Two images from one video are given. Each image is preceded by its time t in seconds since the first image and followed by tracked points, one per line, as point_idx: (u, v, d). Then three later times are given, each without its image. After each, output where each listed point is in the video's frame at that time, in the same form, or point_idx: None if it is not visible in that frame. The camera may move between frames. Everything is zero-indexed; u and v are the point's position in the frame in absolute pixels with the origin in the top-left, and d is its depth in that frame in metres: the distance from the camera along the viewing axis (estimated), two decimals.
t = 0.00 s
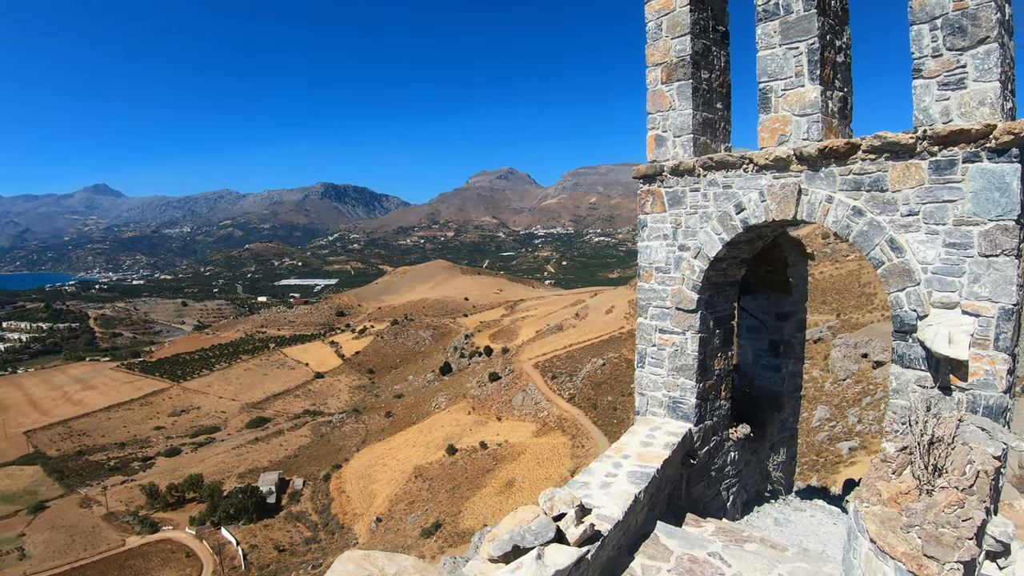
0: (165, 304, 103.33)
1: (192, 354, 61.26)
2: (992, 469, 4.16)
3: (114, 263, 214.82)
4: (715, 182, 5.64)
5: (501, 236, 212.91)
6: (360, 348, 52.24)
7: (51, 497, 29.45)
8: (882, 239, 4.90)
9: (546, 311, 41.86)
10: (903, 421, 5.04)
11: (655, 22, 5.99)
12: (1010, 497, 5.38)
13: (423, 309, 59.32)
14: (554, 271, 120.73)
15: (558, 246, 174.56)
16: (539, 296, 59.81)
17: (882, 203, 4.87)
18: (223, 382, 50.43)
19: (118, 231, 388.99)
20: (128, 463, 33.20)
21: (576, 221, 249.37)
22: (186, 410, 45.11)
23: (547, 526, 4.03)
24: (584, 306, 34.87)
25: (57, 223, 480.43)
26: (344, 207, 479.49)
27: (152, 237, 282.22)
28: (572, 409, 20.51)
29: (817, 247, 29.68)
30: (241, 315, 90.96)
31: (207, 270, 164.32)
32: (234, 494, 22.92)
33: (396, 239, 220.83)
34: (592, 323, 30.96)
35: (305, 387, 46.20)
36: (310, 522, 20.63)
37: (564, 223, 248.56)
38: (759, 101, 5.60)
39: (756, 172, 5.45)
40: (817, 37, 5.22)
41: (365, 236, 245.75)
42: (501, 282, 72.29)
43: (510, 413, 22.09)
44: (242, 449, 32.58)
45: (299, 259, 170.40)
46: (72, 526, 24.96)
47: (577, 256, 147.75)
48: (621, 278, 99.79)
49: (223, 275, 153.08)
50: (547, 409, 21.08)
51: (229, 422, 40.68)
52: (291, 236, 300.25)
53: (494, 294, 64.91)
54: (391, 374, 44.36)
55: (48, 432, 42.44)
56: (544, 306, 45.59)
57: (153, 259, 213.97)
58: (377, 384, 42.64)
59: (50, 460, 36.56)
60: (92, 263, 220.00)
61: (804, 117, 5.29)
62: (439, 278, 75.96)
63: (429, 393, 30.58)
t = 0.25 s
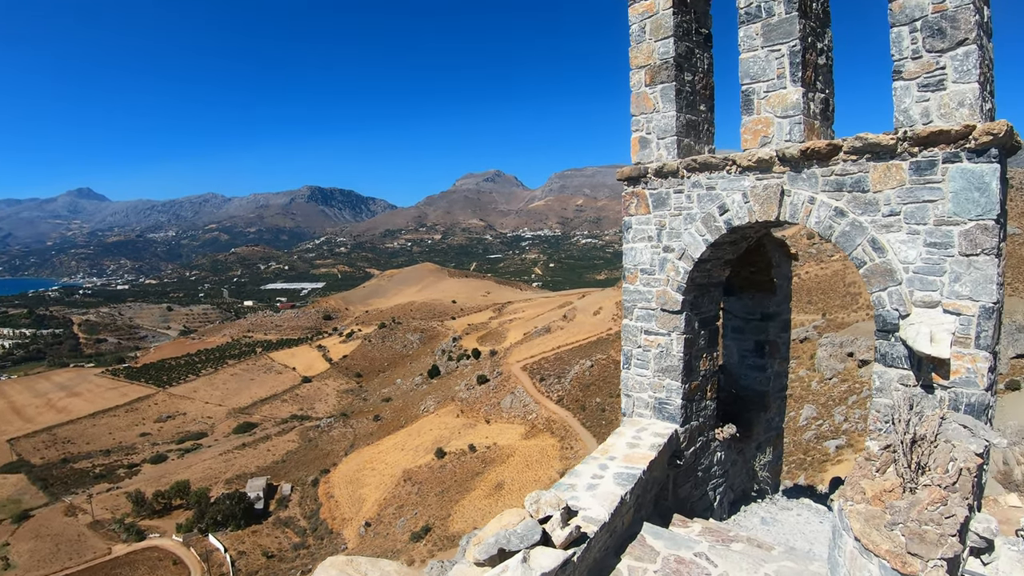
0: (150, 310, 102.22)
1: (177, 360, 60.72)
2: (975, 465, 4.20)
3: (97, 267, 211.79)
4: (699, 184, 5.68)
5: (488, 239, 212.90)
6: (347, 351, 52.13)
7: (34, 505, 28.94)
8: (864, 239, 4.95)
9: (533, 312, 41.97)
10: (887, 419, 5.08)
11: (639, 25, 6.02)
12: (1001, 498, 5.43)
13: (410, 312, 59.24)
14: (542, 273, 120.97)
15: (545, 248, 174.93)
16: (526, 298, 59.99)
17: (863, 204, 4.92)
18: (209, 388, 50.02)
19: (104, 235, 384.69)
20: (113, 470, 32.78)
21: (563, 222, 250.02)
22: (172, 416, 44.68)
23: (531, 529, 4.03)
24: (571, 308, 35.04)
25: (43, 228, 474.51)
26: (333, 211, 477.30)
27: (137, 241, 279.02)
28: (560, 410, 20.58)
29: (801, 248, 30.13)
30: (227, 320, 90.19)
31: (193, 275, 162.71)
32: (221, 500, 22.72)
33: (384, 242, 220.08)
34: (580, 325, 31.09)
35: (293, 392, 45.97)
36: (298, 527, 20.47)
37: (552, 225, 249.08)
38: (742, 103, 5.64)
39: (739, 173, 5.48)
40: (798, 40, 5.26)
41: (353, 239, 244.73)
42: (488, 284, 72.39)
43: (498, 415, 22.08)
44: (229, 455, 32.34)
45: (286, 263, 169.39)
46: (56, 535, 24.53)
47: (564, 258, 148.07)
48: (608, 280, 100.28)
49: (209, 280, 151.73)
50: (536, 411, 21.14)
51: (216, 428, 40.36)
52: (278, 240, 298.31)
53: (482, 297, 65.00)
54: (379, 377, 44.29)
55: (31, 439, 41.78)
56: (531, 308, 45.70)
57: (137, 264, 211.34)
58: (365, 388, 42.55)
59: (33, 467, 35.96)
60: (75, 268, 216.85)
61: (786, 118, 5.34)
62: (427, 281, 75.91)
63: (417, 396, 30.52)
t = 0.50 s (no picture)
0: (137, 315, 101.31)
1: (164, 365, 60.19)
2: (960, 464, 4.24)
3: (83, 272, 209.14)
4: (685, 187, 5.71)
5: (478, 241, 212.95)
6: (337, 355, 51.98)
7: (19, 514, 28.51)
8: (849, 241, 4.99)
9: (523, 315, 42.09)
10: (873, 419, 5.12)
11: (625, 29, 6.05)
12: (988, 497, 5.48)
13: (400, 315, 59.21)
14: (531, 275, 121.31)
15: (533, 251, 175.28)
16: (515, 301, 60.18)
17: (847, 206, 4.97)
18: (197, 393, 49.63)
19: (91, 239, 380.70)
20: (100, 477, 32.40)
21: (553, 225, 250.73)
22: (160, 421, 44.26)
23: (520, 532, 4.02)
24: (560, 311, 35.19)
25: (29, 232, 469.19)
26: (322, 214, 474.60)
27: (125, 245, 276.06)
28: (550, 413, 20.63)
29: (788, 249, 30.49)
30: (215, 324, 89.53)
31: (180, 279, 161.48)
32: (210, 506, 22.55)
33: (373, 245, 219.42)
34: (569, 327, 31.22)
35: (282, 396, 45.73)
36: (289, 533, 20.33)
37: (541, 227, 249.88)
38: (727, 106, 5.68)
39: (725, 176, 5.52)
40: (782, 43, 5.32)
41: (343, 242, 243.84)
42: (478, 286, 72.52)
43: (489, 418, 22.08)
44: (218, 460, 32.10)
45: (275, 267, 168.42)
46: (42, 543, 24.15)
47: (554, 260, 148.58)
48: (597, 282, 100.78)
49: (196, 284, 150.45)
50: (526, 413, 21.17)
51: (205, 434, 40.03)
52: (268, 244, 296.54)
53: (472, 299, 65.08)
54: (369, 381, 44.18)
55: (16, 447, 41.15)
56: (520, 311, 45.84)
57: (124, 268, 208.96)
58: (356, 392, 42.42)
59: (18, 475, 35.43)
60: (60, 272, 214.10)
61: (771, 121, 5.39)
62: (416, 284, 75.87)
63: (407, 399, 30.46)
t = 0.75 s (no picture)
0: (126, 319, 100.60)
1: (153, 369, 59.79)
2: (949, 462, 4.26)
3: (70, 276, 207.19)
4: (673, 188, 5.74)
5: (470, 244, 213.10)
6: (328, 359, 51.85)
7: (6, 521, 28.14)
8: (836, 241, 5.02)
9: (514, 317, 42.15)
10: (861, 419, 5.14)
11: (613, 31, 6.08)
12: (977, 496, 5.52)
13: (391, 318, 59.14)
14: (521, 277, 121.56)
15: (524, 253, 175.37)
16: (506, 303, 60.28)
17: (834, 206, 4.99)
18: (187, 397, 49.33)
19: (81, 243, 377.97)
20: (89, 483, 32.10)
21: (544, 227, 251.33)
22: (150, 426, 43.94)
23: (509, 535, 4.01)
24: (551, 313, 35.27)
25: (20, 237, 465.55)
26: (314, 218, 473.79)
27: (114, 248, 273.99)
28: (542, 415, 20.62)
29: (777, 250, 30.67)
30: (204, 328, 89.06)
31: (170, 283, 160.56)
32: (200, 512, 22.38)
33: (364, 248, 219.14)
34: (560, 329, 31.27)
35: (273, 400, 45.53)
36: (280, 538, 20.19)
37: (532, 230, 250.35)
38: (715, 107, 5.71)
39: (712, 177, 5.54)
40: (770, 45, 5.35)
41: (335, 245, 243.28)
42: (469, 289, 72.57)
43: (481, 421, 22.04)
44: (209, 465, 31.91)
45: (265, 270, 167.80)
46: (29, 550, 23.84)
47: (544, 262, 148.88)
48: (587, 284, 101.09)
49: (185, 288, 149.56)
50: (518, 415, 21.15)
51: (195, 438, 39.77)
52: (259, 247, 295.27)
53: (463, 302, 65.13)
54: (360, 384, 44.08)
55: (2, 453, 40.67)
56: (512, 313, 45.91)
57: (112, 272, 207.23)
58: (347, 395, 42.29)
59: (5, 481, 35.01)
60: (47, 276, 212.07)
61: (758, 123, 5.42)
62: (407, 286, 75.82)
63: (399, 402, 30.39)
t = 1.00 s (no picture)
0: (114, 323, 99.79)
1: (142, 374, 59.36)
2: (936, 463, 4.28)
3: (58, 280, 205.17)
4: (662, 191, 5.76)
5: (461, 247, 213.06)
6: (319, 362, 51.71)
7: None
8: (823, 244, 5.05)
9: (505, 320, 42.18)
10: (850, 420, 5.15)
11: (602, 34, 6.09)
12: (967, 495, 5.58)
13: (382, 321, 59.02)
14: (512, 280, 121.73)
15: (515, 256, 175.33)
16: (497, 306, 60.34)
17: (822, 208, 5.02)
18: (176, 402, 49.02)
19: (70, 246, 374.66)
20: (78, 489, 31.80)
21: (535, 229, 251.69)
22: (139, 431, 43.64)
23: (498, 540, 4.00)
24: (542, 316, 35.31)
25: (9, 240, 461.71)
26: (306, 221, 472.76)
27: (103, 252, 271.77)
28: (533, 418, 20.62)
29: (767, 253, 30.82)
30: (194, 332, 88.53)
31: (159, 286, 159.46)
32: (190, 517, 22.21)
33: (354, 251, 218.57)
34: (551, 332, 31.31)
35: (263, 404, 45.31)
36: (271, 542, 20.07)
37: (523, 232, 250.61)
38: (703, 110, 5.73)
39: (701, 179, 5.56)
40: (758, 47, 5.37)
41: (326, 248, 242.65)
42: (460, 291, 72.57)
43: (472, 424, 22.00)
44: (199, 470, 31.72)
45: (255, 274, 167.10)
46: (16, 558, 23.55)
47: (534, 265, 149.12)
48: (577, 287, 101.35)
49: (175, 291, 148.65)
50: (509, 418, 21.14)
51: (185, 443, 39.51)
52: (249, 251, 293.74)
53: (454, 305, 65.12)
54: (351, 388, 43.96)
55: None
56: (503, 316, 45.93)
57: (101, 276, 205.56)
58: (338, 399, 42.15)
59: None
60: (34, 279, 209.97)
61: (747, 125, 5.44)
62: (398, 289, 75.72)
63: (390, 406, 30.31)
